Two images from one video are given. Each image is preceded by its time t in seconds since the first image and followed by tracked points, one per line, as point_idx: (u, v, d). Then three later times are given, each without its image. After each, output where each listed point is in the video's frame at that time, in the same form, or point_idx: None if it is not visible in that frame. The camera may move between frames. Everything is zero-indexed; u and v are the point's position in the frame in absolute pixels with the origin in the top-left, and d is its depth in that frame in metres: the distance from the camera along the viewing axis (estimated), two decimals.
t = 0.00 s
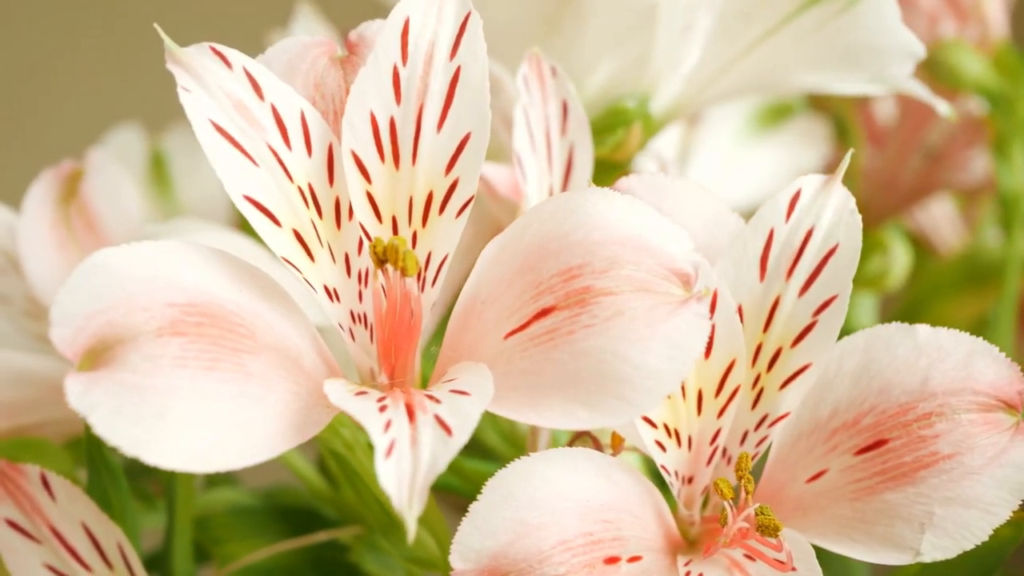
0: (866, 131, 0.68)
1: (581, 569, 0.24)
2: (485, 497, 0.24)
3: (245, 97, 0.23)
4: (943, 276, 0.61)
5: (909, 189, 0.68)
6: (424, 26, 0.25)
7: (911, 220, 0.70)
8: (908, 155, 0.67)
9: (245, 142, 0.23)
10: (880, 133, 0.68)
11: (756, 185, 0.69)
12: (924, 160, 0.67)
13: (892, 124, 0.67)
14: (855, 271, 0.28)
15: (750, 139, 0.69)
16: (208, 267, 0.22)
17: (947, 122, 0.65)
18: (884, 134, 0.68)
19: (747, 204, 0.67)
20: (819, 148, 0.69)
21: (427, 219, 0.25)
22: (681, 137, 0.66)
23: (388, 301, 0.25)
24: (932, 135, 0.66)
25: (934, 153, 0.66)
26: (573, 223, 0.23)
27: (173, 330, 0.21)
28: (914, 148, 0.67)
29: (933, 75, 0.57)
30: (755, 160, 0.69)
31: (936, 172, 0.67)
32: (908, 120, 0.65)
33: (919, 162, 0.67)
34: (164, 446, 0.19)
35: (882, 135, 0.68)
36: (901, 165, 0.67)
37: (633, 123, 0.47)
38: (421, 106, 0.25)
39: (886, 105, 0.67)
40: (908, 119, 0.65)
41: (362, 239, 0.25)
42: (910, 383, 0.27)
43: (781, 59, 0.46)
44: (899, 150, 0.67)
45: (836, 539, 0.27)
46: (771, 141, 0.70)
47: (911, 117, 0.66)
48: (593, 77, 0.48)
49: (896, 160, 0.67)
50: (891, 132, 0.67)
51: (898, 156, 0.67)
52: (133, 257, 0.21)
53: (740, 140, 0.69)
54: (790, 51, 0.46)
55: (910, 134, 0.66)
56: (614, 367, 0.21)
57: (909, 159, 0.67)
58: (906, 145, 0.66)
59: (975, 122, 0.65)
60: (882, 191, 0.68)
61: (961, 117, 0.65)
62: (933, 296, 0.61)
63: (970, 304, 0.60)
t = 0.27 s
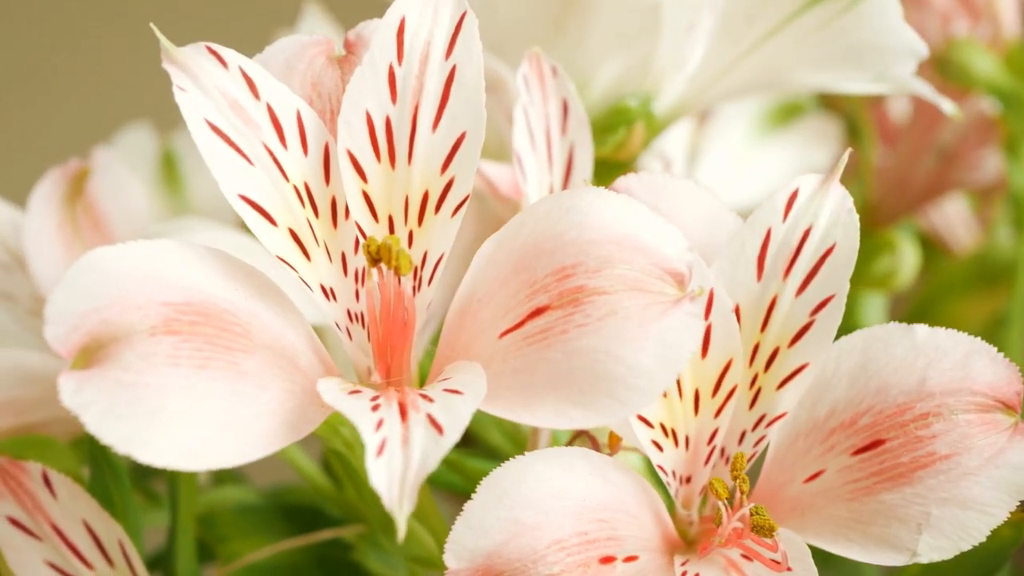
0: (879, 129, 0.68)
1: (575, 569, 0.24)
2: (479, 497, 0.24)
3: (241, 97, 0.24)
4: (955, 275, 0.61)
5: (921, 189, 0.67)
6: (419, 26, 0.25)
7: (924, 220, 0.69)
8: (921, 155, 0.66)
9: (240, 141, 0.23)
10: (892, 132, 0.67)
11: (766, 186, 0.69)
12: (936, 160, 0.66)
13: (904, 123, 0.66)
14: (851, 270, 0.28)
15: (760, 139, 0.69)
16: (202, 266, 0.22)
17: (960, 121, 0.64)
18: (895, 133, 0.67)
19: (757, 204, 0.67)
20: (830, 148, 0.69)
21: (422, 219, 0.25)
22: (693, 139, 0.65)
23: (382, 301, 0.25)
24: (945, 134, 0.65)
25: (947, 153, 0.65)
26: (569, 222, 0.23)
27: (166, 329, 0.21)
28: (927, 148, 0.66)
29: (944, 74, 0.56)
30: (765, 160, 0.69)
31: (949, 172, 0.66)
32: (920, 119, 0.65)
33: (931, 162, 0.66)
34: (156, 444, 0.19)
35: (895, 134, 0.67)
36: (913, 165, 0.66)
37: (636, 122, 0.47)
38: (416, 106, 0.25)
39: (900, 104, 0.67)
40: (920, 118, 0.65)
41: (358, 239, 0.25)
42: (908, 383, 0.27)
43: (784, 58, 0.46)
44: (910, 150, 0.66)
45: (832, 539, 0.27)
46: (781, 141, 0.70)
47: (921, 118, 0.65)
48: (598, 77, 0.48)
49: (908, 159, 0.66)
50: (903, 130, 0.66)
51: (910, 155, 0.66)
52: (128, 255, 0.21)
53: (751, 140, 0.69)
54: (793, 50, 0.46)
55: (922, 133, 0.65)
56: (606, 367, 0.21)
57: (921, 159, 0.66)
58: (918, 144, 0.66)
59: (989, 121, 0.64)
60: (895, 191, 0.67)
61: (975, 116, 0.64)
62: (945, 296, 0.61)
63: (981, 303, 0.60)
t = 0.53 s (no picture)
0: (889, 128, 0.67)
1: (571, 568, 0.24)
2: (474, 496, 0.24)
3: (237, 96, 0.24)
4: (965, 275, 0.60)
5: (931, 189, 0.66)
6: (416, 25, 0.25)
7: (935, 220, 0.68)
8: (931, 154, 0.66)
9: (236, 140, 0.23)
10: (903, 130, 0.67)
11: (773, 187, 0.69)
12: (947, 159, 0.65)
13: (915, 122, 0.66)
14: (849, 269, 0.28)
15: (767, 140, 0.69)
16: (198, 264, 0.22)
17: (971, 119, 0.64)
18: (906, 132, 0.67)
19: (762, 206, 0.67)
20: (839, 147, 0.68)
21: (419, 218, 0.25)
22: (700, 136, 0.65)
23: (378, 300, 0.25)
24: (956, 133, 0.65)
25: (958, 152, 0.65)
26: (565, 221, 0.23)
27: (161, 327, 0.21)
28: (937, 147, 0.65)
29: (953, 73, 0.56)
30: (773, 161, 0.69)
31: (960, 172, 0.66)
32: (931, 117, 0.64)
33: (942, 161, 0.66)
34: (149, 442, 0.19)
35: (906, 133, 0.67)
36: (924, 164, 0.66)
37: (638, 121, 0.47)
38: (412, 105, 0.25)
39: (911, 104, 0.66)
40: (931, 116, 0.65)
41: (355, 238, 0.25)
42: (906, 383, 0.27)
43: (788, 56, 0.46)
44: (921, 149, 0.66)
45: (830, 540, 0.27)
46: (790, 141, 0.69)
47: (933, 117, 0.65)
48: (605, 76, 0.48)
49: (919, 158, 0.66)
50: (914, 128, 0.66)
51: (920, 154, 0.66)
52: (123, 255, 0.21)
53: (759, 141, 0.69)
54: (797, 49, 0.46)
55: (933, 132, 0.65)
56: (600, 367, 0.21)
57: (932, 158, 0.66)
58: (929, 143, 0.65)
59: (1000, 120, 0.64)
60: (905, 190, 0.67)
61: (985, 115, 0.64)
62: (956, 295, 0.61)
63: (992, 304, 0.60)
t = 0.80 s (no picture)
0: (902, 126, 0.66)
1: (565, 568, 0.24)
2: (468, 496, 0.24)
3: (233, 95, 0.24)
4: (977, 275, 0.60)
5: (944, 188, 0.66)
6: (411, 25, 0.25)
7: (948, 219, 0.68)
8: (943, 154, 0.65)
9: (232, 138, 0.23)
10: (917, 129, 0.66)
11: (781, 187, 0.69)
12: (959, 159, 0.65)
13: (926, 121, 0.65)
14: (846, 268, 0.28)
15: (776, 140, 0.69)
16: (193, 263, 0.22)
17: (982, 119, 0.64)
18: (920, 130, 0.66)
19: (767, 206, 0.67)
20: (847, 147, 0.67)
21: (415, 217, 0.25)
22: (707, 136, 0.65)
23: (373, 299, 0.25)
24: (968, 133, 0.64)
25: (970, 152, 0.65)
26: (560, 221, 0.23)
27: (155, 326, 0.21)
28: (949, 147, 0.65)
29: (965, 73, 0.56)
30: (782, 161, 0.69)
31: (972, 172, 0.65)
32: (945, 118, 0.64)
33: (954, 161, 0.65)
34: (141, 440, 0.19)
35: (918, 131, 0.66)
36: (936, 164, 0.66)
37: (641, 121, 0.47)
38: (408, 104, 0.25)
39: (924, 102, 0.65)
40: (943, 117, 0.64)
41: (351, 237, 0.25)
42: (903, 383, 0.27)
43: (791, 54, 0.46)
44: (933, 149, 0.65)
45: (827, 540, 0.27)
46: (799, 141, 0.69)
47: (946, 117, 0.64)
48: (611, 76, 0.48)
49: (931, 159, 0.66)
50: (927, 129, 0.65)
51: (932, 154, 0.65)
52: (118, 254, 0.21)
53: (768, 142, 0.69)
54: (800, 47, 0.45)
55: (945, 132, 0.65)
56: (592, 366, 0.21)
57: (944, 157, 0.65)
58: (941, 144, 0.65)
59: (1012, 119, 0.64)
60: (917, 191, 0.67)
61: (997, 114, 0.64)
62: (969, 294, 0.61)
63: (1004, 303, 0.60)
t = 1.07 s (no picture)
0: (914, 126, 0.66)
1: (560, 567, 0.24)
2: (462, 494, 0.24)
3: (229, 94, 0.24)
4: (987, 275, 0.60)
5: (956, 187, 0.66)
6: (407, 24, 0.25)
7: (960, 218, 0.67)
8: (955, 152, 0.65)
9: (227, 137, 0.24)
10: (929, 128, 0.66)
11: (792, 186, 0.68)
12: (970, 158, 0.65)
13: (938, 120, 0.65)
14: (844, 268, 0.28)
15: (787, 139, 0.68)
16: (188, 261, 0.23)
17: (995, 117, 0.63)
18: (931, 130, 0.66)
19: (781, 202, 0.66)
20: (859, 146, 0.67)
21: (411, 216, 0.25)
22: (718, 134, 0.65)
23: (369, 298, 0.25)
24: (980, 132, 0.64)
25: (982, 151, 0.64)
26: (556, 220, 0.23)
27: (149, 324, 0.21)
28: (962, 145, 0.65)
29: (977, 72, 0.56)
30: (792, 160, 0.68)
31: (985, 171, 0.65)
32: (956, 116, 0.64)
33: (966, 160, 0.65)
34: (134, 438, 0.19)
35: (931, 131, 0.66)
36: (947, 162, 0.65)
37: (644, 120, 0.47)
38: (404, 103, 0.25)
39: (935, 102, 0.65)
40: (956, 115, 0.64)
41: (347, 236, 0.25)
42: (900, 382, 0.27)
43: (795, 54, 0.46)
44: (945, 147, 0.65)
45: (823, 540, 0.27)
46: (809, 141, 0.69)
47: (958, 115, 0.64)
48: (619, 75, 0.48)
49: (943, 157, 0.65)
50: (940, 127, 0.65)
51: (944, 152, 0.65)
52: (112, 252, 0.22)
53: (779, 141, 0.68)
54: (804, 45, 0.45)
55: (958, 130, 0.64)
56: (585, 365, 0.21)
57: (955, 156, 0.65)
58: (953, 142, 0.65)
59: None
60: (928, 189, 0.66)
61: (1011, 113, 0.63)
62: (980, 295, 0.60)
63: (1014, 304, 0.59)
